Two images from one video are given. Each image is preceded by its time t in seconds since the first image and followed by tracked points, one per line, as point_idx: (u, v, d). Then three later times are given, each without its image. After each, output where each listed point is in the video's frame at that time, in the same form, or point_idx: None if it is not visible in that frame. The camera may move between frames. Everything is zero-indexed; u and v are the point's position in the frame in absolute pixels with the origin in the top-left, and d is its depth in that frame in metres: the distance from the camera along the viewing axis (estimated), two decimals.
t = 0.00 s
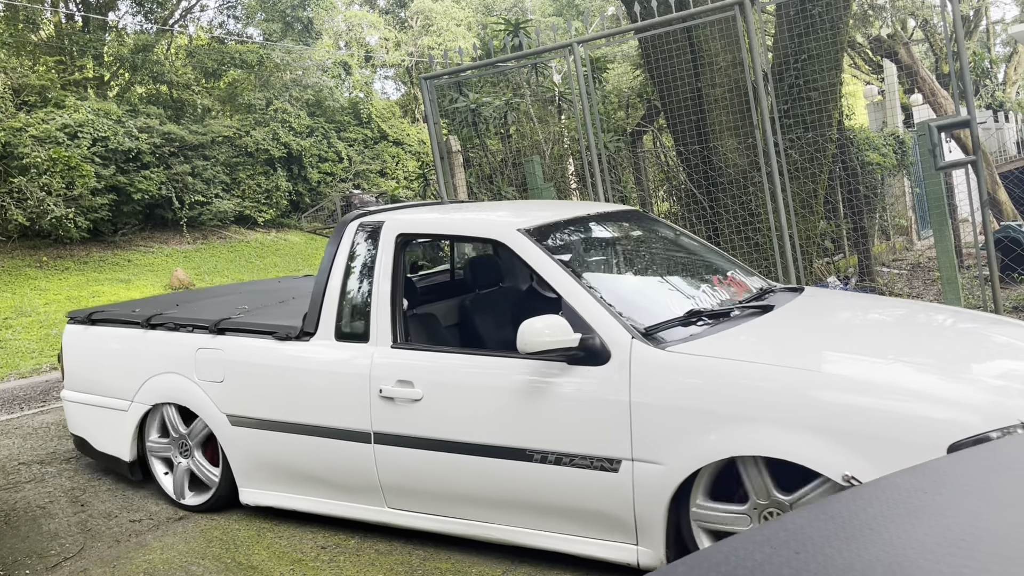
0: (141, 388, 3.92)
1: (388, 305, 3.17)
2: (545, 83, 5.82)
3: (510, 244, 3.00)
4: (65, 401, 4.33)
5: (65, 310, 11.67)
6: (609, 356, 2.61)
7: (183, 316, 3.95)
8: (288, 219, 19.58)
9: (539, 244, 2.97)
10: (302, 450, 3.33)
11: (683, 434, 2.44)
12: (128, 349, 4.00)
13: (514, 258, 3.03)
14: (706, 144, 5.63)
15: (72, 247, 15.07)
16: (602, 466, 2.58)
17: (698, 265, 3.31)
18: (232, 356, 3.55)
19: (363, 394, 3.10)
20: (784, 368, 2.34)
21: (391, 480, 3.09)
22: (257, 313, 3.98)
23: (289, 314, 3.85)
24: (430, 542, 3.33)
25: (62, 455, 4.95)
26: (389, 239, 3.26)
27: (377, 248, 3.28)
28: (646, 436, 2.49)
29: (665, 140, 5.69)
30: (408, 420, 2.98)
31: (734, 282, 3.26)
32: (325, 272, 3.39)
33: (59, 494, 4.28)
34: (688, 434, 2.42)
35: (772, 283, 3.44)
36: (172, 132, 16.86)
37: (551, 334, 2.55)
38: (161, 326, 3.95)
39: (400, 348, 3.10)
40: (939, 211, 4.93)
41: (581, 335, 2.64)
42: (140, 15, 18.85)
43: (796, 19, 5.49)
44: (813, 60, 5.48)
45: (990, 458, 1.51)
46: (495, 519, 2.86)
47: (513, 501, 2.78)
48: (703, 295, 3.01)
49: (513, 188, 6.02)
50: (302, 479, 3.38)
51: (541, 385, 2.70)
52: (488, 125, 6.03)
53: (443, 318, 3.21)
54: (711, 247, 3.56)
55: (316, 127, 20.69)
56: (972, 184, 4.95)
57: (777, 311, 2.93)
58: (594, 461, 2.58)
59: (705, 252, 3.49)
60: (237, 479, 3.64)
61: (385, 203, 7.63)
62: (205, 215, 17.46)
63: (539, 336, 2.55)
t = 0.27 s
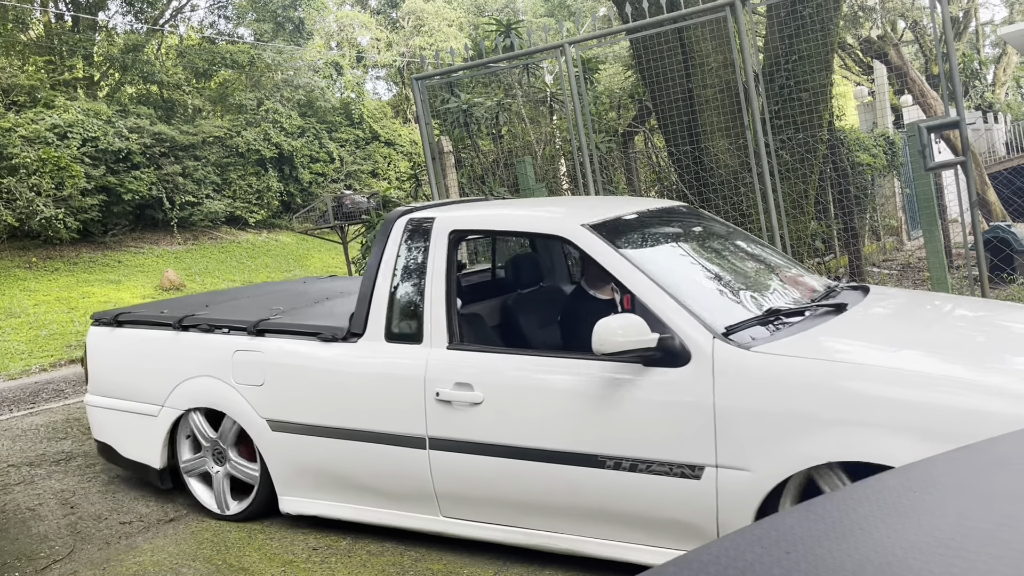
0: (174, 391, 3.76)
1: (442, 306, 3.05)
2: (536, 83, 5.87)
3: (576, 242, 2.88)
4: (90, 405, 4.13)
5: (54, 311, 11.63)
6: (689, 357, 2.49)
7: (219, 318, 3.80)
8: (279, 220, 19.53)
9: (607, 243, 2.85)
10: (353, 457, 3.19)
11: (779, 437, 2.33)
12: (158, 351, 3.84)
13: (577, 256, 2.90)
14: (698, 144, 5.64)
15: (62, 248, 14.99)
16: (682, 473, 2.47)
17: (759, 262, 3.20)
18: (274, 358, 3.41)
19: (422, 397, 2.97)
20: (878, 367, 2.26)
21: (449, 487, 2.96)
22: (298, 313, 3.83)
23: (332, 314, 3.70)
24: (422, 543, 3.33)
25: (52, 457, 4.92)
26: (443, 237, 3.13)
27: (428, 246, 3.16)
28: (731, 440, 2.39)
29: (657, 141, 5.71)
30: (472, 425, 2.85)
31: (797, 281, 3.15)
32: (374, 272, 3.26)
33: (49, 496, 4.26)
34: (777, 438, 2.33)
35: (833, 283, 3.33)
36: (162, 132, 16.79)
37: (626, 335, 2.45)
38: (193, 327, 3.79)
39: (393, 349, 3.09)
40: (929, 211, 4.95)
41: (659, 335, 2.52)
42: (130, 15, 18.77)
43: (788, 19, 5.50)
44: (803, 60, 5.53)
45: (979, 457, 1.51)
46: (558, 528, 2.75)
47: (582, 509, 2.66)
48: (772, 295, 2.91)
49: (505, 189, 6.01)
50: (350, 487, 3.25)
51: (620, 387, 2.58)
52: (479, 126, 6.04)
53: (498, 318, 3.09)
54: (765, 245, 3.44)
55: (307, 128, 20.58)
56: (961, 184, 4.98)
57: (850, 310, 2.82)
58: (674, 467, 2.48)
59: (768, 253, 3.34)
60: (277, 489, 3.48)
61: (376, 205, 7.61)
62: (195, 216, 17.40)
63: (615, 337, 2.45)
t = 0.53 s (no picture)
0: (216, 397, 3.52)
1: (512, 306, 2.87)
2: (525, 85, 5.86)
3: (658, 239, 2.72)
4: (122, 411, 3.90)
5: (39, 312, 11.56)
6: (794, 358, 2.33)
7: (263, 318, 3.57)
8: (267, 221, 19.48)
9: (693, 238, 2.69)
10: (418, 466, 2.99)
11: (892, 441, 2.19)
12: (199, 354, 3.60)
13: (660, 254, 2.74)
14: (687, 146, 5.65)
15: (48, 249, 14.89)
16: (786, 482, 2.31)
17: (837, 262, 3.05)
18: (324, 360, 3.20)
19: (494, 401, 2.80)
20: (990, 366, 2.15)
21: (470, 490, 2.88)
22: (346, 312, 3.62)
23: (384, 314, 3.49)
24: (410, 545, 3.33)
25: (38, 459, 4.89)
26: (510, 233, 2.97)
27: (495, 244, 2.98)
28: (841, 447, 2.24)
29: (646, 142, 5.75)
30: (552, 431, 2.67)
31: (880, 281, 3.01)
32: (435, 270, 3.08)
33: (34, 499, 4.23)
34: (888, 443, 2.18)
35: (913, 284, 3.17)
36: (149, 133, 16.70)
37: (725, 333, 2.32)
38: (236, 329, 3.56)
39: (381, 349, 3.08)
40: (915, 212, 5.02)
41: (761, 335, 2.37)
42: (117, 16, 18.68)
43: (775, 21, 5.49)
44: (790, 62, 5.57)
45: (965, 454, 1.49)
46: (643, 540, 2.58)
47: (613, 514, 2.59)
48: (863, 296, 2.76)
49: (494, 189, 6.01)
50: (411, 497, 3.05)
51: (719, 390, 2.41)
52: (468, 127, 6.04)
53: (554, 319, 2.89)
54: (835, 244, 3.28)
55: (296, 128, 20.75)
56: (948, 185, 4.99)
57: (945, 311, 2.69)
58: (777, 475, 2.32)
59: (839, 251, 3.18)
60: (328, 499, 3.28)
61: (365, 206, 7.60)
62: (183, 217, 17.32)
63: (715, 338, 2.32)
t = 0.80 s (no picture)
0: (273, 402, 3.32)
1: (606, 307, 2.72)
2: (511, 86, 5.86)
3: (775, 235, 2.56)
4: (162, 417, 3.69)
5: (21, 315, 11.47)
6: (931, 361, 2.21)
7: (322, 318, 3.38)
8: (252, 223, 19.42)
9: (807, 234, 2.54)
10: (501, 476, 2.83)
11: None
12: (252, 358, 3.40)
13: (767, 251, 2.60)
14: (671, 146, 5.60)
15: (30, 251, 14.76)
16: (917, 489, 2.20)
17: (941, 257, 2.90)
18: (395, 364, 3.04)
19: (588, 407, 2.66)
20: None
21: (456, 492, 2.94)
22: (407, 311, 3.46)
23: (451, 313, 3.34)
24: (396, 547, 3.32)
25: (20, 463, 4.85)
26: (600, 230, 2.81)
27: (584, 241, 2.82)
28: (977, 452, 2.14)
29: (630, 145, 5.76)
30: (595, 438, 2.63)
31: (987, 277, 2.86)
32: (517, 268, 2.93)
33: (16, 504, 4.19)
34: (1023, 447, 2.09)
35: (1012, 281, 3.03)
36: (133, 134, 16.58)
37: (859, 334, 2.21)
38: (292, 330, 3.37)
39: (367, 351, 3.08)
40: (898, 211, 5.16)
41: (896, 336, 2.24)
42: (99, 15, 18.52)
43: (759, 23, 5.48)
44: (775, 64, 5.57)
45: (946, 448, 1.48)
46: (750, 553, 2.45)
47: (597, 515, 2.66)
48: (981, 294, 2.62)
49: (480, 191, 6.01)
50: (486, 509, 2.90)
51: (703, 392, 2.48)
52: (454, 129, 6.04)
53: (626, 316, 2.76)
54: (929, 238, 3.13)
55: (281, 129, 20.74)
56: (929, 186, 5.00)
57: None
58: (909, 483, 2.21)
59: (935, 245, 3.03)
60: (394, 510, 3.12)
61: (350, 208, 7.58)
62: (167, 218, 17.21)
63: (848, 339, 2.22)
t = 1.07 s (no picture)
0: (339, 408, 3.11)
1: (719, 308, 2.50)
2: (496, 87, 5.88)
3: (906, 227, 2.33)
4: (214, 424, 3.48)
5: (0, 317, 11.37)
6: None
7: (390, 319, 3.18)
8: (235, 224, 19.37)
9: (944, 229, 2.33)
10: (608, 492, 2.58)
11: None
12: (315, 360, 3.18)
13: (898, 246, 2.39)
14: (656, 148, 5.63)
15: (10, 253, 14.61)
16: None
17: None
18: (479, 368, 2.81)
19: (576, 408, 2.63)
20: None
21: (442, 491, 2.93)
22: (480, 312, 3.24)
23: (527, 315, 3.12)
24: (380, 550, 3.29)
25: None
26: (708, 225, 2.58)
27: (690, 237, 2.60)
28: None
29: (615, 146, 5.82)
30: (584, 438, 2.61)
31: None
32: (613, 268, 2.70)
33: None
34: None
35: None
36: (115, 134, 16.43)
37: None
38: (361, 332, 3.15)
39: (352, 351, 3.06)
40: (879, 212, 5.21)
41: None
42: (81, 15, 18.37)
43: (742, 26, 5.45)
44: (758, 66, 5.58)
45: (929, 452, 1.45)
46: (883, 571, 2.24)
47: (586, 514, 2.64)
48: None
49: (464, 193, 6.02)
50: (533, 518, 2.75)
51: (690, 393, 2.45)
52: (439, 130, 6.03)
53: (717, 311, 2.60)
54: None
55: (265, 130, 20.67)
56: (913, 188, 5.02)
57: None
58: None
59: None
60: (477, 525, 2.87)
61: (335, 209, 7.55)
62: (150, 220, 17.09)
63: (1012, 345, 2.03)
